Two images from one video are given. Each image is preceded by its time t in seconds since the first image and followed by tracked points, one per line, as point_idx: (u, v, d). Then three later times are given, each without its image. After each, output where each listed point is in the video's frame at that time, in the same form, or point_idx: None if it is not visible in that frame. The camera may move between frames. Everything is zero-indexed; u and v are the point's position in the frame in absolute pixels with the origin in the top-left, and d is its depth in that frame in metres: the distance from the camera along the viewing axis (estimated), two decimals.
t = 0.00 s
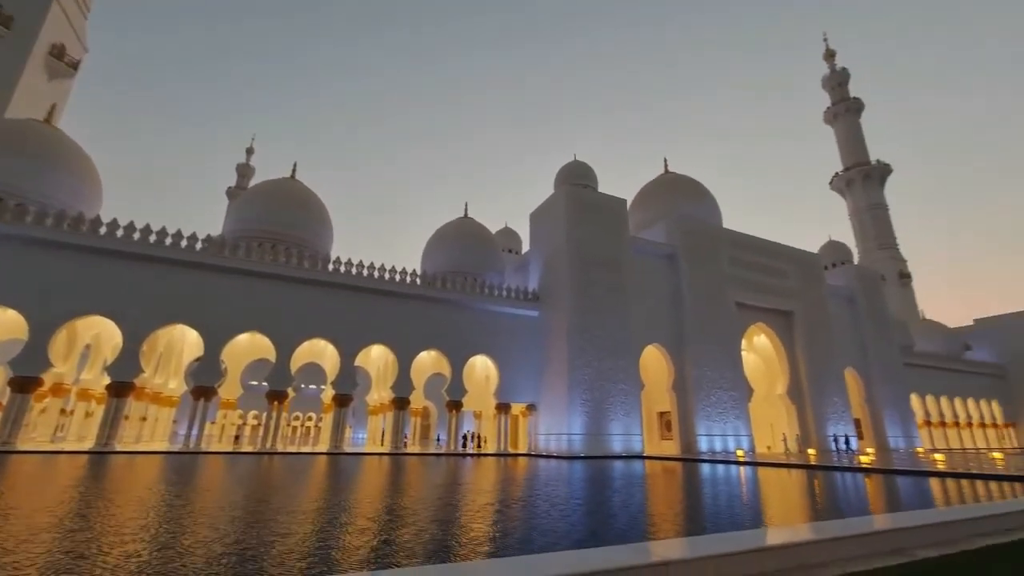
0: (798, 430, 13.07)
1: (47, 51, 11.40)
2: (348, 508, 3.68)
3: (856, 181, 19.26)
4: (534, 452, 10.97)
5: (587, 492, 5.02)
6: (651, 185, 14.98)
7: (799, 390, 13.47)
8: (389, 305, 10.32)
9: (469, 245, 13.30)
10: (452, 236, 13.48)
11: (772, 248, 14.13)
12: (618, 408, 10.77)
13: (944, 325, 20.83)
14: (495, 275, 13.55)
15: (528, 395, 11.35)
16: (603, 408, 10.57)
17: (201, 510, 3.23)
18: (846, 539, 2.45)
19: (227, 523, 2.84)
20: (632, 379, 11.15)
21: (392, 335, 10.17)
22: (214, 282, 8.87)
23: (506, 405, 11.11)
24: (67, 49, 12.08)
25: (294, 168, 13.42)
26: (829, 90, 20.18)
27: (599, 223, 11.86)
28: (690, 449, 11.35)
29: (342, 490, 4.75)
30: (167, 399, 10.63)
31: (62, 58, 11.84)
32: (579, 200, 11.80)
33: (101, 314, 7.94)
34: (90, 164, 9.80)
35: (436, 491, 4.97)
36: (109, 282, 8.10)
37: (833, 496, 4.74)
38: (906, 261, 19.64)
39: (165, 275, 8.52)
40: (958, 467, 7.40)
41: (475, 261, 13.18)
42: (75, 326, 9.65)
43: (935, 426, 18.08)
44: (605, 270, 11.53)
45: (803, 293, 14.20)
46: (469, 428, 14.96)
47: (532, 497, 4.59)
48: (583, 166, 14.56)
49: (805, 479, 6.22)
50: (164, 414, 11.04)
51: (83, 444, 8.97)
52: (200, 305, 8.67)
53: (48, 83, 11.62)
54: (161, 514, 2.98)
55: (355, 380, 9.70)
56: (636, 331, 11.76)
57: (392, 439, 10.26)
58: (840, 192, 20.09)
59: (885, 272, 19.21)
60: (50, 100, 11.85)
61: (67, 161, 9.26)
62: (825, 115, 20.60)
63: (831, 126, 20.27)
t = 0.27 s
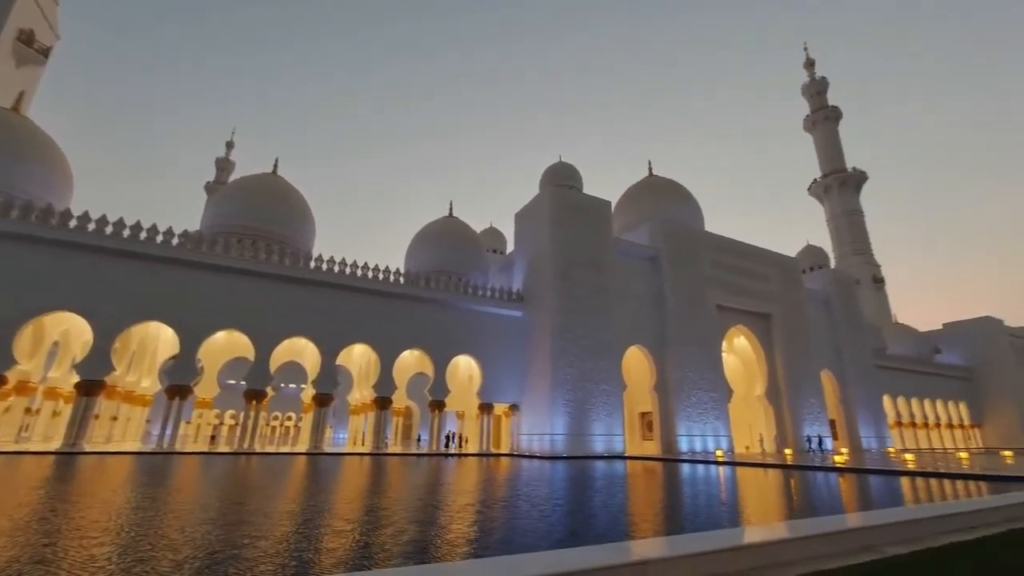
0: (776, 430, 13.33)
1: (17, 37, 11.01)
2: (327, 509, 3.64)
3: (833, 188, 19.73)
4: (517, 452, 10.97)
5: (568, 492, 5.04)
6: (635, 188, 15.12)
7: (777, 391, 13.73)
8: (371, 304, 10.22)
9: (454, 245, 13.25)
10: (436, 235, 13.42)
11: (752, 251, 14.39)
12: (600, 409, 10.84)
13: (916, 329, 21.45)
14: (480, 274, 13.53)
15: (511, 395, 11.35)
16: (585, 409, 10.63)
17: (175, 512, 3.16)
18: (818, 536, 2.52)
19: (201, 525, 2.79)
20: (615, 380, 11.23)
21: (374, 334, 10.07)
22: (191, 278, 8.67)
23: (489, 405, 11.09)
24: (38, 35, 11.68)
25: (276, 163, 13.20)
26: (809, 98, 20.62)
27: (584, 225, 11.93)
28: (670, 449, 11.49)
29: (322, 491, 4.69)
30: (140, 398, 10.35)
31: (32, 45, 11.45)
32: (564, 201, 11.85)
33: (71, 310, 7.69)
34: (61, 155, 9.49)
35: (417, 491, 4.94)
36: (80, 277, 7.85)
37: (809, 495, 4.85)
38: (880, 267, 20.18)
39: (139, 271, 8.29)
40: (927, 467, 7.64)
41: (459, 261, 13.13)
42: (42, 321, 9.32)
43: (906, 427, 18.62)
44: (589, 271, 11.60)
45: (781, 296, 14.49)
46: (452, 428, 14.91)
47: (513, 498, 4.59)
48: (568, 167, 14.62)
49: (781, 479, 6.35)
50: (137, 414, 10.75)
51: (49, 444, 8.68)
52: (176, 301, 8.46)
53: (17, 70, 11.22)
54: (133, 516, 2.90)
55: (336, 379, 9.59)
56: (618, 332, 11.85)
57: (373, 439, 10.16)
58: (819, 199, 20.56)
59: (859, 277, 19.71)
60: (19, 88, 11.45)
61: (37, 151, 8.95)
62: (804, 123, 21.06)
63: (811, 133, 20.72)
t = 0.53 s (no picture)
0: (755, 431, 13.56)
1: None
2: (306, 508, 3.59)
3: (814, 194, 20.14)
4: (500, 451, 10.96)
5: (550, 491, 5.06)
6: (621, 189, 15.24)
7: (756, 393, 13.96)
8: (355, 300, 10.11)
9: (440, 242, 13.19)
10: (422, 232, 13.33)
11: (735, 255, 14.61)
12: (583, 408, 10.90)
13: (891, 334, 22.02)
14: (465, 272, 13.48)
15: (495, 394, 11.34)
16: (568, 408, 10.68)
17: (149, 510, 3.08)
18: (793, 535, 2.56)
19: (175, 524, 2.72)
20: (598, 380, 11.30)
21: (357, 331, 9.96)
22: (169, 271, 8.47)
23: (473, 404, 11.07)
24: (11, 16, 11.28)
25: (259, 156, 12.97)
26: (792, 106, 21.01)
27: (570, 225, 11.97)
28: (652, 449, 11.60)
29: (302, 489, 4.63)
30: (113, 394, 10.06)
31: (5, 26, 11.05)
32: (550, 201, 11.88)
33: (43, 302, 7.45)
34: (33, 141, 9.18)
35: (399, 489, 4.90)
36: (52, 268, 7.61)
37: (786, 495, 4.94)
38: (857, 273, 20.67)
39: (115, 263, 8.07)
40: (898, 468, 7.85)
41: (445, 258, 13.07)
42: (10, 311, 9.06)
43: (879, 429, 19.10)
44: (575, 271, 11.65)
45: (762, 299, 14.73)
46: (435, 426, 14.87)
47: (496, 496, 4.59)
48: (556, 168, 14.65)
49: (759, 478, 6.46)
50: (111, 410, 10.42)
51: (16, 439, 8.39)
52: (153, 295, 8.26)
53: None
54: (104, 514, 2.82)
55: (317, 376, 9.47)
56: (603, 333, 11.92)
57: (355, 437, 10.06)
58: (800, 205, 20.96)
59: (837, 282, 20.15)
60: None
61: (7, 136, 8.64)
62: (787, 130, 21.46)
63: (793, 140, 21.11)
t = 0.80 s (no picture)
0: (734, 430, 13.78)
1: None
2: (286, 508, 3.52)
3: (794, 198, 20.54)
4: (483, 450, 10.94)
5: (533, 490, 5.07)
6: (606, 190, 15.32)
7: (736, 393, 14.18)
8: (337, 298, 9.97)
9: (424, 240, 13.09)
10: (407, 230, 13.23)
11: (717, 257, 14.81)
12: (566, 408, 10.95)
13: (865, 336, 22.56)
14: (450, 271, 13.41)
15: (479, 393, 11.30)
16: (552, 407, 10.71)
17: (121, 511, 2.99)
18: (770, 532, 2.60)
19: (150, 526, 2.65)
20: (582, 379, 11.35)
21: (339, 329, 9.83)
22: (144, 266, 8.25)
23: (456, 403, 11.02)
24: None
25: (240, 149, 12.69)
26: (773, 111, 21.38)
27: (555, 225, 12.01)
28: (633, 448, 11.70)
29: (281, 489, 4.56)
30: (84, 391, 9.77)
31: None
32: (536, 201, 11.88)
33: (10, 295, 7.18)
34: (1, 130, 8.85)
35: (381, 489, 4.86)
36: (19, 261, 7.33)
37: (764, 493, 5.03)
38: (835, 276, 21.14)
39: (87, 257, 7.82)
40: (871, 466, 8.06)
41: (430, 257, 12.98)
42: None
43: (854, 428, 19.60)
44: (559, 271, 11.67)
45: (743, 300, 14.98)
46: (419, 425, 14.81)
47: (479, 496, 4.56)
48: (541, 168, 14.67)
49: (738, 476, 6.54)
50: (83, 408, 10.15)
51: None
52: (127, 290, 8.02)
53: None
54: (74, 516, 2.73)
55: (298, 374, 9.32)
56: (587, 332, 11.98)
57: (337, 436, 9.94)
58: (780, 208, 21.36)
59: (815, 284, 20.59)
60: None
61: None
62: (768, 135, 21.83)
63: (774, 145, 21.49)
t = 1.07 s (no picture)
0: (719, 428, 13.95)
1: None
2: (268, 506, 3.47)
3: (779, 200, 20.83)
4: (469, 448, 10.90)
5: (520, 488, 5.05)
6: (595, 189, 15.35)
7: (721, 391, 14.34)
8: (322, 294, 9.84)
9: (412, 237, 12.99)
10: (394, 226, 13.11)
11: (703, 256, 14.93)
12: (553, 405, 10.96)
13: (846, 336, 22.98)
14: (438, 268, 13.32)
15: (466, 391, 11.26)
16: (539, 405, 10.72)
17: (96, 512, 2.90)
18: (754, 526, 2.63)
19: (125, 526, 2.58)
20: (569, 377, 11.38)
21: (325, 325, 9.71)
22: (123, 260, 8.05)
23: (443, 401, 10.97)
24: None
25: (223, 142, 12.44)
26: (759, 113, 21.63)
27: (544, 223, 12.00)
28: (619, 445, 11.76)
29: (265, 487, 4.50)
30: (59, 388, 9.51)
31: None
32: (525, 199, 11.85)
33: None
34: None
35: (366, 487, 4.81)
36: None
37: (747, 489, 5.08)
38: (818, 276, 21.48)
39: (62, 250, 7.60)
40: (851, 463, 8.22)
41: (417, 253, 12.88)
42: None
43: (834, 425, 19.98)
44: (547, 269, 11.67)
45: (728, 300, 15.13)
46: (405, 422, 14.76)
47: (465, 494, 4.54)
48: (530, 166, 14.65)
49: (722, 473, 6.61)
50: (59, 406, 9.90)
51: None
52: (105, 284, 7.82)
53: None
54: (47, 517, 2.65)
55: (282, 371, 9.19)
56: (574, 330, 12.01)
57: (322, 433, 9.83)
58: (765, 209, 21.63)
59: (799, 284, 20.91)
60: None
61: None
62: (755, 136, 22.09)
63: (760, 146, 21.74)
